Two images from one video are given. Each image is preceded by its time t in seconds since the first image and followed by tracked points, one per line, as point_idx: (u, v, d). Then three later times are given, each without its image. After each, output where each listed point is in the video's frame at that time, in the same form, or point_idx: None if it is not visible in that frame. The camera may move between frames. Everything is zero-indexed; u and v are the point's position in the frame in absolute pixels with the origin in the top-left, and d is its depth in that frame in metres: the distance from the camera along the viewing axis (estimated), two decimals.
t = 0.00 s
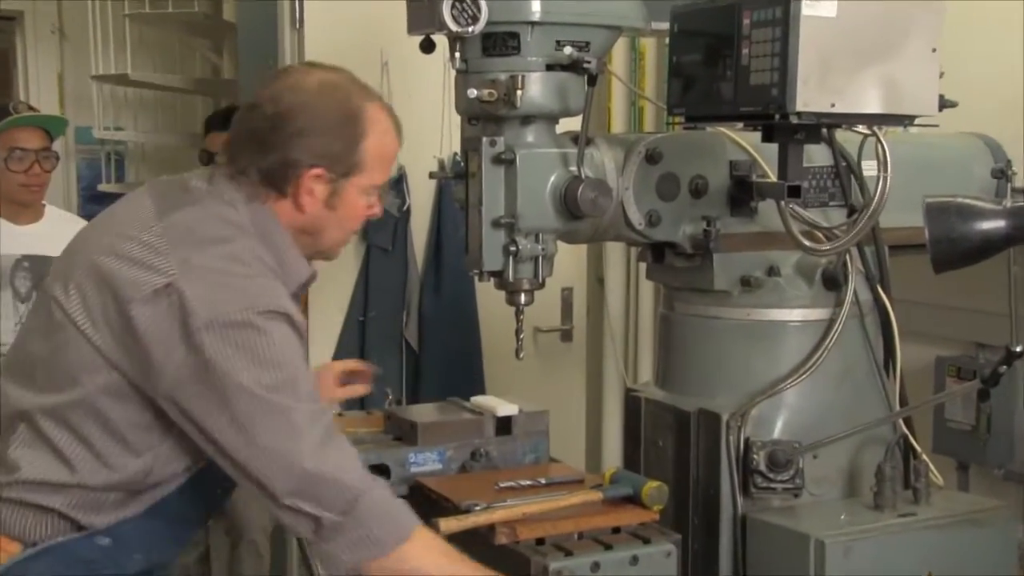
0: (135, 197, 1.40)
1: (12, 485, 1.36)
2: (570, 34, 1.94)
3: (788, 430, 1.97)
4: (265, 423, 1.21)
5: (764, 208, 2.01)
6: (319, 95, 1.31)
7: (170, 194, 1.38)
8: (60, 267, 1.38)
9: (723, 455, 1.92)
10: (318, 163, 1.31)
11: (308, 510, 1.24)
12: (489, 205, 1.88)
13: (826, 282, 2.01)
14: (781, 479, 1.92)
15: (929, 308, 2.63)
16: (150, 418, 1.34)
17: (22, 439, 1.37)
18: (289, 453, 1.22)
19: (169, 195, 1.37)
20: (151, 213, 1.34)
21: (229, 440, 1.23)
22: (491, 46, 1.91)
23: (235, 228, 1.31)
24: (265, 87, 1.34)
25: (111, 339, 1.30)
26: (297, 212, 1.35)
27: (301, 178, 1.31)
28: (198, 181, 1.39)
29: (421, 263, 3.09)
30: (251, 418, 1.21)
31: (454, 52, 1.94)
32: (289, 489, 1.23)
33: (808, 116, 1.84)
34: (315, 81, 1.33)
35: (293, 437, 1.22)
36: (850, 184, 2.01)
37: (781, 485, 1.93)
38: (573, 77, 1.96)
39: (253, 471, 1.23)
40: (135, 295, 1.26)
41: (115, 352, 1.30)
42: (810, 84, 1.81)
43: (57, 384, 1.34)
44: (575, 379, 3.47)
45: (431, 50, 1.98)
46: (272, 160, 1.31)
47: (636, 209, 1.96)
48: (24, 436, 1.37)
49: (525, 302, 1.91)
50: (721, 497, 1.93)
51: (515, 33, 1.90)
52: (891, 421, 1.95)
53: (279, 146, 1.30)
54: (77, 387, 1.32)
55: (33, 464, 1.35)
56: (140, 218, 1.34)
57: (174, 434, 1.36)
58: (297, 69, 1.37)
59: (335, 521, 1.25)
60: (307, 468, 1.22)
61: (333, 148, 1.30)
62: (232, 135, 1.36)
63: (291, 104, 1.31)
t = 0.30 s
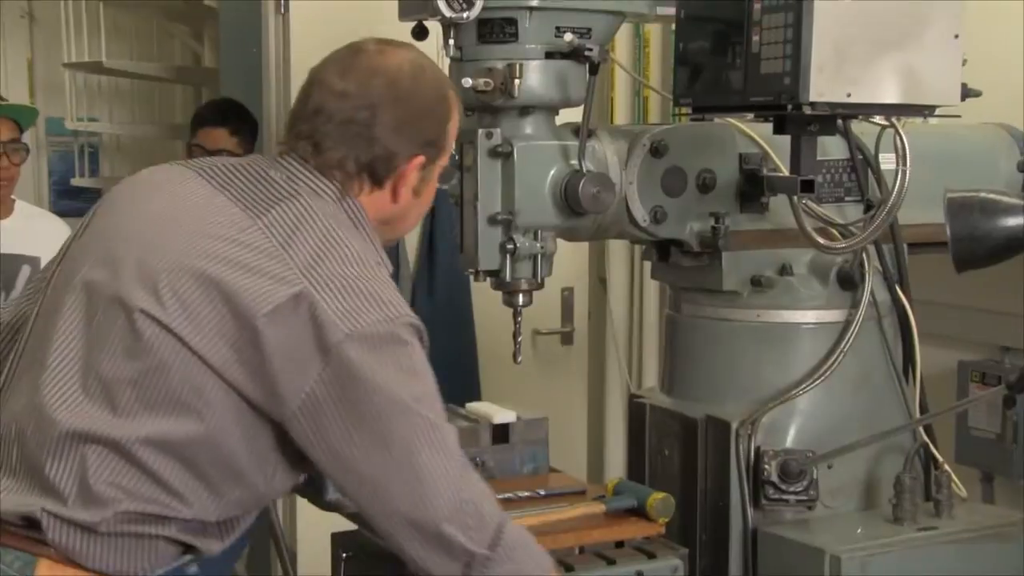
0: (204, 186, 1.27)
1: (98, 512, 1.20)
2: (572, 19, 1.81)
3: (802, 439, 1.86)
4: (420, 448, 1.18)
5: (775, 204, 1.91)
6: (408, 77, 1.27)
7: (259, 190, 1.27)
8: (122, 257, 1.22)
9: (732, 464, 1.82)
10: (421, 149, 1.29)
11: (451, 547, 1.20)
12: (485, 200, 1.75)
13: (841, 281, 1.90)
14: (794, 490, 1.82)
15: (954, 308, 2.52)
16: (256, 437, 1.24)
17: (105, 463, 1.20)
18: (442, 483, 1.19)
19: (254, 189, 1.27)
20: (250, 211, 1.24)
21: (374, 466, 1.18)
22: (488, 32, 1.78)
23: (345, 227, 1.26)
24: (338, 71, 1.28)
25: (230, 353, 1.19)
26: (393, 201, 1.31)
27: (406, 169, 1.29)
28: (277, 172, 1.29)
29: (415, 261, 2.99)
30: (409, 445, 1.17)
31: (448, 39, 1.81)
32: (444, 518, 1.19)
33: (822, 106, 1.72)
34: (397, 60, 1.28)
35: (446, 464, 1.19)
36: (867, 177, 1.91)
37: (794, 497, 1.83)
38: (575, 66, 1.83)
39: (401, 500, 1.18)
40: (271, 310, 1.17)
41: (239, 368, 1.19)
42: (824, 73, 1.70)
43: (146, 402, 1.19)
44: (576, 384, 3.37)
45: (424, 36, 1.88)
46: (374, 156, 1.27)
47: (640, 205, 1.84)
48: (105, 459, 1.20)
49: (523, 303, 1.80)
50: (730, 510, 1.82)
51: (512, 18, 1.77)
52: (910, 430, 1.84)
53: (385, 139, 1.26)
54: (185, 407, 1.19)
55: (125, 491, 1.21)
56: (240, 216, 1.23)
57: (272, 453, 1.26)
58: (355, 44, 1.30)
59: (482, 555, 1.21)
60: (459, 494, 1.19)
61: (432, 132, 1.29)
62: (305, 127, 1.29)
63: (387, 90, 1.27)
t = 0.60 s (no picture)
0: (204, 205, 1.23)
1: (147, 558, 1.13)
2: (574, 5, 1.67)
3: (816, 448, 1.77)
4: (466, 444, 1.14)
5: (788, 200, 1.82)
6: (415, 80, 1.24)
7: (264, 201, 1.23)
8: (137, 287, 1.16)
9: (743, 475, 1.72)
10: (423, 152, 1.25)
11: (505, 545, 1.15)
12: (482, 196, 1.66)
13: (857, 281, 1.81)
14: (809, 501, 1.73)
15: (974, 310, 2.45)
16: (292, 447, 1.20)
17: (146, 504, 1.13)
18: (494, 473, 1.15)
19: (260, 201, 1.23)
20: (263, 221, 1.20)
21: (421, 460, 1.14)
22: (485, 19, 1.65)
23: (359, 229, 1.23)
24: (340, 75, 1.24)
25: (269, 371, 1.15)
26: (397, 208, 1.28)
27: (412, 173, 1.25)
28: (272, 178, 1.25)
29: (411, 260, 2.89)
30: (455, 441, 1.14)
31: (444, 26, 1.68)
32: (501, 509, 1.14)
33: (837, 97, 1.59)
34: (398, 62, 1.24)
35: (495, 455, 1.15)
36: (886, 172, 1.83)
37: (808, 509, 1.73)
38: (578, 54, 1.71)
39: (454, 492, 1.15)
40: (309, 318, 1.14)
41: (279, 384, 1.16)
42: (841, 61, 1.56)
43: (184, 433, 1.14)
44: (580, 388, 3.28)
45: (418, 23, 1.78)
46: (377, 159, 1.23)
47: (647, 202, 1.75)
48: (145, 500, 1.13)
49: (522, 305, 1.70)
50: (741, 522, 1.73)
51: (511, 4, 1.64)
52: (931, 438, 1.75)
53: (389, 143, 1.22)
54: (225, 431, 1.15)
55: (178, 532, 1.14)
56: (257, 229, 1.19)
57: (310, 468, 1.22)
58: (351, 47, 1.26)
59: (541, 547, 1.16)
60: (514, 487, 1.15)
61: (435, 137, 1.27)
62: (304, 133, 1.23)
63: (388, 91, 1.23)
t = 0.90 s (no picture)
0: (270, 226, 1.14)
1: None
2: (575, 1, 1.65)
3: (820, 451, 1.75)
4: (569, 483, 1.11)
5: (791, 200, 1.80)
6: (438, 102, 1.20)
7: (333, 227, 1.15)
8: (217, 313, 1.08)
9: (745, 477, 1.70)
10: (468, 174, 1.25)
11: None
12: (481, 195, 1.63)
13: (862, 282, 1.78)
14: (812, 504, 1.70)
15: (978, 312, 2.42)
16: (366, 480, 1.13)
17: (234, 538, 1.06)
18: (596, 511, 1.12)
19: (331, 225, 1.15)
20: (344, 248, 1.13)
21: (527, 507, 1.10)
22: (485, 15, 1.62)
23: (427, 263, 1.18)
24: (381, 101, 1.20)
25: (363, 405, 1.09)
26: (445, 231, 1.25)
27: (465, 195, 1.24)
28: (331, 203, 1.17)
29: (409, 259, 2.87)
30: (558, 482, 1.11)
31: (442, 22, 1.66)
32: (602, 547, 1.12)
33: (841, 94, 1.56)
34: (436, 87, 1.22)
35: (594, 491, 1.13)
36: (890, 171, 1.81)
37: (812, 512, 1.70)
38: (578, 51, 1.68)
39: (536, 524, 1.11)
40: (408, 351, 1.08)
41: (371, 419, 1.09)
42: (844, 59, 1.54)
43: (275, 466, 1.07)
44: (581, 389, 3.25)
45: (416, 20, 1.76)
46: (442, 184, 1.20)
47: (648, 201, 1.72)
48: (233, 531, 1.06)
49: (522, 305, 1.68)
50: (744, 524, 1.71)
51: None
52: (936, 440, 1.73)
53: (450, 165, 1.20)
54: (315, 466, 1.08)
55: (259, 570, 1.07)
56: (337, 255, 1.12)
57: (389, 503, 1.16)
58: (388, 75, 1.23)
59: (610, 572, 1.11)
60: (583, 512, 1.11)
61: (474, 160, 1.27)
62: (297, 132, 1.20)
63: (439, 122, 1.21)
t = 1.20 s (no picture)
0: (323, 234, 1.19)
1: None
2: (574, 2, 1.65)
3: (820, 450, 1.74)
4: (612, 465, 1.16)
5: (792, 200, 1.80)
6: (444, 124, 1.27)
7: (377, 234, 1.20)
8: (281, 305, 1.12)
9: (746, 478, 1.70)
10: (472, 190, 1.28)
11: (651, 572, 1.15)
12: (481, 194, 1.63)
13: (863, 282, 1.78)
14: (813, 504, 1.70)
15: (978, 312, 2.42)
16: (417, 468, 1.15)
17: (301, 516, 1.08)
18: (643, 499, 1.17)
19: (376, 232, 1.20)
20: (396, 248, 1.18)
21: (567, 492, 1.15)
22: (485, 14, 1.62)
23: (463, 269, 1.22)
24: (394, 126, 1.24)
25: (423, 390, 1.13)
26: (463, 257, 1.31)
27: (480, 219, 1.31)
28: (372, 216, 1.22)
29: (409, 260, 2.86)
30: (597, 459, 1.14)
31: (442, 21, 1.65)
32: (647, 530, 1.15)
33: (841, 94, 1.56)
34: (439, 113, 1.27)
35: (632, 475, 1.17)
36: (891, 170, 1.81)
37: (812, 512, 1.70)
38: (578, 51, 1.68)
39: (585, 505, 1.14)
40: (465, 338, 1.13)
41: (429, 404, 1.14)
42: (844, 58, 1.53)
43: (341, 448, 1.10)
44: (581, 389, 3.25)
45: (415, 20, 1.76)
46: (465, 201, 1.26)
47: (648, 201, 1.72)
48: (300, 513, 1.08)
49: (522, 305, 1.68)
50: (744, 524, 1.71)
51: None
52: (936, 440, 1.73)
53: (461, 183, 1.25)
54: (375, 446, 1.11)
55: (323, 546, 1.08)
56: (386, 254, 1.17)
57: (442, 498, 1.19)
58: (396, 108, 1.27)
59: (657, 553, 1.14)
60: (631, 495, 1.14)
61: (483, 195, 1.36)
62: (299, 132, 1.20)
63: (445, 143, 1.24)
